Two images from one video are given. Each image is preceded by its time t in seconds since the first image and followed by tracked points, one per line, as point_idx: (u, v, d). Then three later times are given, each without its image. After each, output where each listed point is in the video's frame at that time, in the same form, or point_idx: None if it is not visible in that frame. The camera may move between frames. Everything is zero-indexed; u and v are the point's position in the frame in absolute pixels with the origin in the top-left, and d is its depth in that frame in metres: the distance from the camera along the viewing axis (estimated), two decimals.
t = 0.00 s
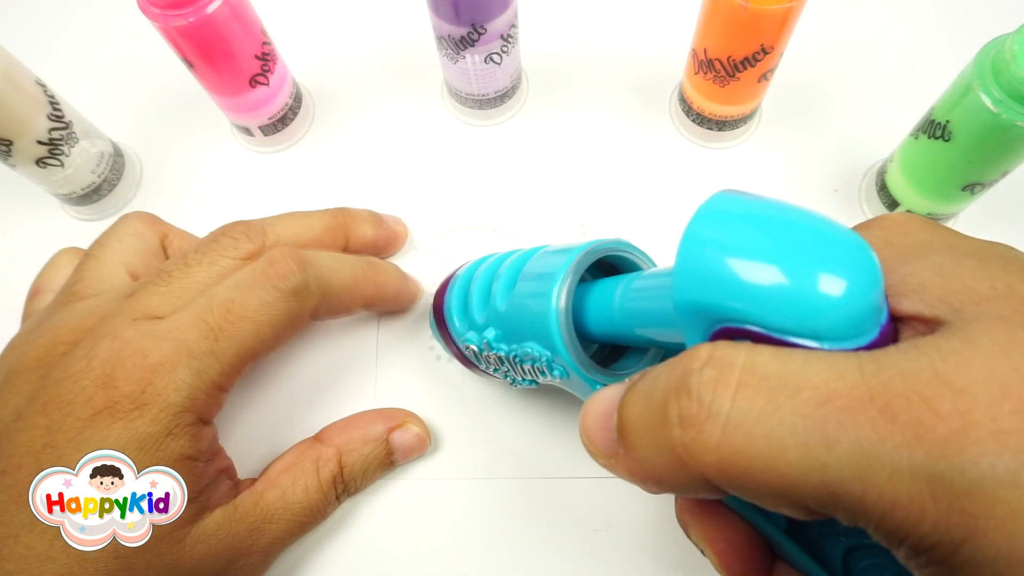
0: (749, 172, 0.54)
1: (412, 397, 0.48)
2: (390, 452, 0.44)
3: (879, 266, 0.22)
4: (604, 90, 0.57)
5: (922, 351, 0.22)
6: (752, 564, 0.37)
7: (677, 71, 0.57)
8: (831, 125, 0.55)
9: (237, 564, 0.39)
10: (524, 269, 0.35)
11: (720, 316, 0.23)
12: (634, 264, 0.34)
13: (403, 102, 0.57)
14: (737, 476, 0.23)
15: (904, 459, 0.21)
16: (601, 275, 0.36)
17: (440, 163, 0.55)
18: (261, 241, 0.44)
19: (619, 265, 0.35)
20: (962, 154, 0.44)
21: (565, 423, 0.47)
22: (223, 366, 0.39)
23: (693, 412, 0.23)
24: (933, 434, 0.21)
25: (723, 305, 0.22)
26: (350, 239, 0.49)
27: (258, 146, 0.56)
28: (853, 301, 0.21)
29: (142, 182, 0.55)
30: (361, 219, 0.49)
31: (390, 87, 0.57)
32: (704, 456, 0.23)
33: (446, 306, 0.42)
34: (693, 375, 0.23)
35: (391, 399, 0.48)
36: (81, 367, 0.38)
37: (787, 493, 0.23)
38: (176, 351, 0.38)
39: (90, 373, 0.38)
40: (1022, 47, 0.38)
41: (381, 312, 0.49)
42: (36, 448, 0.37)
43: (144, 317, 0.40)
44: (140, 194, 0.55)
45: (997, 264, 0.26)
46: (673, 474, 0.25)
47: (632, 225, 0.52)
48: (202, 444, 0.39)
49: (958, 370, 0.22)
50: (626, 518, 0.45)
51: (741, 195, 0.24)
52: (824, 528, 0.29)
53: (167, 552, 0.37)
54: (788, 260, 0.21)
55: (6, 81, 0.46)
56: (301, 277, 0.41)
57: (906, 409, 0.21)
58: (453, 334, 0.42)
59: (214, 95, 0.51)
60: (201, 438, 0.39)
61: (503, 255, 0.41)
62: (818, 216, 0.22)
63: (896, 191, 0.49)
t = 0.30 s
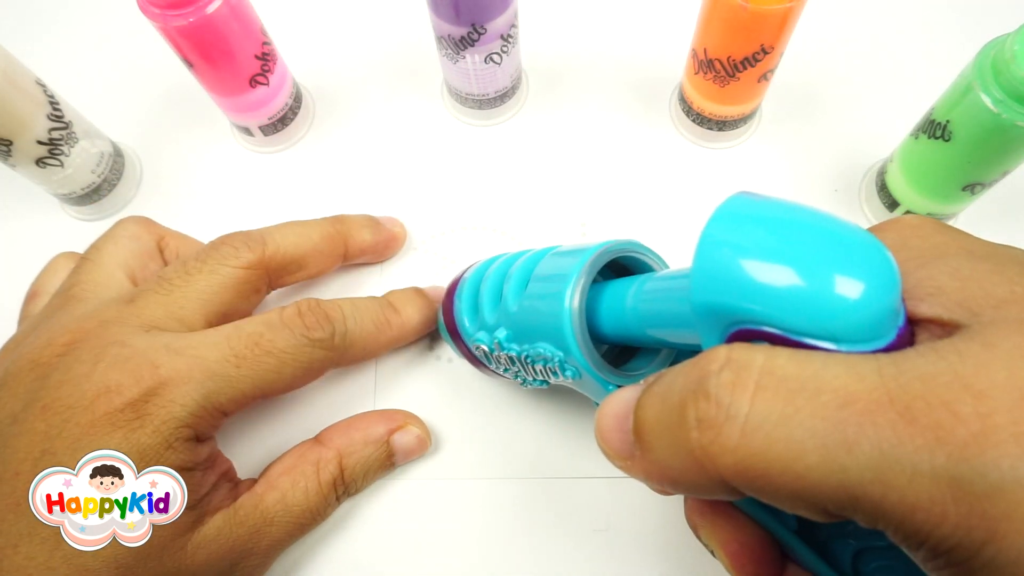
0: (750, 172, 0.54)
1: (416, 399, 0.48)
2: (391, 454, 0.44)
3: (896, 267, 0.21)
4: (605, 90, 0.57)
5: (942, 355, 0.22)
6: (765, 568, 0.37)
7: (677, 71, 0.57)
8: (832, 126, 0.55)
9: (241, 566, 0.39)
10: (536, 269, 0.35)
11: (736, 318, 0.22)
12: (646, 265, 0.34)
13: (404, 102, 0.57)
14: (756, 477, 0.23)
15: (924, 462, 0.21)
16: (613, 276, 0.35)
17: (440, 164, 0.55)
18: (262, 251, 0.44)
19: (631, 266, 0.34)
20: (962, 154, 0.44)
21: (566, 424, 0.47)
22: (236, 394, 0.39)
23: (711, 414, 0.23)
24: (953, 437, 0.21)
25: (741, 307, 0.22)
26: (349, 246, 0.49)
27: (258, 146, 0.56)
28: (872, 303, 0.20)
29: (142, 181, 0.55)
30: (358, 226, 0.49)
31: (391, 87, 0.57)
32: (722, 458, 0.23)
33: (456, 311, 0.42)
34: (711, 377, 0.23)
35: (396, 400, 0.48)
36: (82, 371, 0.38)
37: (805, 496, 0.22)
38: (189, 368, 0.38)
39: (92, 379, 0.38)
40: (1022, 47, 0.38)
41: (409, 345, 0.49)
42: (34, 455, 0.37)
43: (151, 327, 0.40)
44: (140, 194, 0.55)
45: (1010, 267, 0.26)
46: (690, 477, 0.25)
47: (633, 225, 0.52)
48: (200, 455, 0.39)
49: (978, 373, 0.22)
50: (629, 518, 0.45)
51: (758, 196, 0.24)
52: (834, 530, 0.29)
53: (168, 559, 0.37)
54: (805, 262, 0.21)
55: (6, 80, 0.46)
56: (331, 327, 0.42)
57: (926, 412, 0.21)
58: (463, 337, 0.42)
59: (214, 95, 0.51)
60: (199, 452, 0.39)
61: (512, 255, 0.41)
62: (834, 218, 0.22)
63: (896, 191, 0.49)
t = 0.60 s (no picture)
0: (750, 172, 0.54)
1: (418, 398, 0.48)
2: (391, 454, 0.44)
3: (907, 266, 0.21)
4: (605, 90, 0.57)
5: (954, 355, 0.22)
6: (772, 568, 0.37)
7: (677, 71, 0.57)
8: (831, 125, 0.55)
9: (240, 566, 0.39)
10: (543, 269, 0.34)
11: (748, 318, 0.22)
12: (653, 265, 0.34)
13: (404, 102, 0.57)
14: (768, 476, 0.23)
15: (938, 461, 0.21)
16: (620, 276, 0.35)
17: (440, 163, 0.55)
18: (261, 249, 0.44)
19: (638, 266, 0.34)
20: (962, 154, 0.44)
21: (568, 424, 0.47)
22: (230, 378, 0.40)
23: (724, 414, 0.23)
24: (966, 436, 0.21)
25: (752, 306, 0.22)
26: (348, 246, 0.48)
27: (259, 146, 0.56)
28: (883, 302, 0.20)
29: (142, 181, 0.55)
30: (357, 225, 0.49)
31: (391, 87, 0.58)
32: (734, 458, 0.23)
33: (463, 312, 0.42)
34: (722, 377, 0.23)
35: (398, 399, 0.48)
36: (77, 370, 0.39)
37: (818, 495, 0.22)
38: (183, 358, 0.39)
39: (88, 376, 0.38)
40: (1022, 47, 0.38)
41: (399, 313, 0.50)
42: (31, 454, 0.37)
43: (143, 322, 0.40)
44: (140, 194, 0.55)
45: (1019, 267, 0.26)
46: (702, 476, 0.25)
47: (633, 225, 0.52)
48: (199, 449, 0.40)
49: (992, 372, 0.22)
50: (631, 518, 0.45)
51: (768, 196, 0.24)
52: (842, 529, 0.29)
53: (167, 556, 0.37)
54: (816, 262, 0.21)
55: (7, 81, 0.45)
56: (317, 302, 0.43)
57: (940, 411, 0.21)
58: (470, 336, 0.42)
59: (214, 95, 0.51)
60: (197, 446, 0.40)
61: (520, 255, 0.41)
62: (846, 218, 0.22)
63: (896, 191, 0.49)
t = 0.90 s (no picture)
0: (751, 172, 0.54)
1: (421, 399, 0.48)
2: (391, 453, 0.44)
3: (924, 274, 0.21)
4: (605, 90, 0.57)
5: (973, 364, 0.22)
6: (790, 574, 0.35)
7: (677, 71, 0.57)
8: (830, 124, 0.55)
9: (233, 564, 0.39)
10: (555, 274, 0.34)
11: (764, 326, 0.22)
12: (665, 270, 0.34)
13: (405, 102, 0.57)
14: (787, 487, 0.22)
15: (959, 471, 0.21)
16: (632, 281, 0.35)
17: (440, 163, 0.55)
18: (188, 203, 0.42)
19: (650, 270, 0.34)
20: (962, 154, 0.44)
21: (569, 425, 0.47)
22: (181, 331, 0.40)
23: (740, 424, 0.22)
24: (987, 446, 0.21)
25: (769, 314, 0.22)
26: (343, 244, 0.50)
27: (259, 146, 0.56)
28: (900, 310, 0.20)
29: (142, 182, 0.55)
30: (354, 222, 0.50)
31: (392, 87, 0.57)
32: (751, 467, 0.23)
33: (472, 314, 0.41)
34: (738, 386, 0.22)
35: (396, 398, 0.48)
36: (58, 362, 0.38)
37: (835, 505, 0.22)
38: (133, 329, 0.39)
39: (68, 365, 0.38)
40: (1022, 47, 0.38)
41: (309, 228, 0.49)
42: (21, 445, 0.37)
43: (107, 306, 0.40)
44: (140, 194, 0.55)
45: None
46: (718, 485, 0.24)
47: (634, 225, 0.52)
48: (189, 427, 0.39)
49: (1012, 383, 0.22)
50: (633, 520, 0.45)
51: (784, 202, 0.24)
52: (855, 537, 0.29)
53: (161, 544, 0.37)
54: (832, 270, 0.21)
55: (7, 81, 0.45)
56: (215, 218, 0.42)
57: (960, 421, 0.21)
58: (476, 337, 0.41)
59: (214, 95, 0.51)
60: (186, 421, 0.39)
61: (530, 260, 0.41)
62: (862, 226, 0.22)
63: (896, 191, 0.50)
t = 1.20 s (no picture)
0: (751, 172, 0.54)
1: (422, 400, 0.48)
2: (391, 453, 0.44)
3: (936, 291, 0.21)
4: (605, 91, 0.57)
5: (991, 386, 0.22)
6: None
7: (677, 71, 0.57)
8: (829, 124, 0.55)
9: (231, 561, 0.39)
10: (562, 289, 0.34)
11: (776, 347, 0.22)
12: (675, 285, 0.33)
13: (406, 103, 0.57)
14: (802, 510, 0.22)
15: (979, 497, 0.21)
16: (639, 294, 0.35)
17: (440, 163, 0.55)
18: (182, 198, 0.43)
19: (659, 285, 0.34)
20: (962, 154, 0.44)
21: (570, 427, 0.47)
22: (175, 324, 0.39)
23: (753, 447, 0.22)
24: (1008, 472, 0.21)
25: (780, 334, 0.21)
26: (342, 241, 0.50)
27: (259, 146, 0.56)
28: (913, 329, 0.20)
29: (142, 182, 0.55)
30: (352, 220, 0.50)
31: (393, 87, 0.57)
32: (766, 490, 0.23)
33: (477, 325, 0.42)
34: (751, 410, 0.22)
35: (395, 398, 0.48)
36: (56, 360, 0.38)
37: (855, 530, 0.22)
38: (127, 325, 0.39)
39: (65, 362, 0.38)
40: (1022, 47, 0.38)
41: (305, 224, 0.49)
42: (19, 441, 0.37)
43: (104, 303, 0.40)
44: (140, 194, 0.55)
45: None
46: (732, 506, 0.24)
47: (634, 226, 0.52)
48: (187, 423, 0.39)
49: None
50: (634, 526, 0.45)
51: (793, 218, 0.23)
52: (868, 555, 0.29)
53: (158, 541, 0.37)
54: (844, 289, 0.20)
55: (7, 81, 0.45)
56: (205, 211, 0.42)
57: (977, 445, 0.21)
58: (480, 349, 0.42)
59: (214, 95, 0.51)
60: (184, 416, 0.39)
61: (534, 273, 0.41)
62: (872, 242, 0.21)
63: (896, 192, 0.50)
